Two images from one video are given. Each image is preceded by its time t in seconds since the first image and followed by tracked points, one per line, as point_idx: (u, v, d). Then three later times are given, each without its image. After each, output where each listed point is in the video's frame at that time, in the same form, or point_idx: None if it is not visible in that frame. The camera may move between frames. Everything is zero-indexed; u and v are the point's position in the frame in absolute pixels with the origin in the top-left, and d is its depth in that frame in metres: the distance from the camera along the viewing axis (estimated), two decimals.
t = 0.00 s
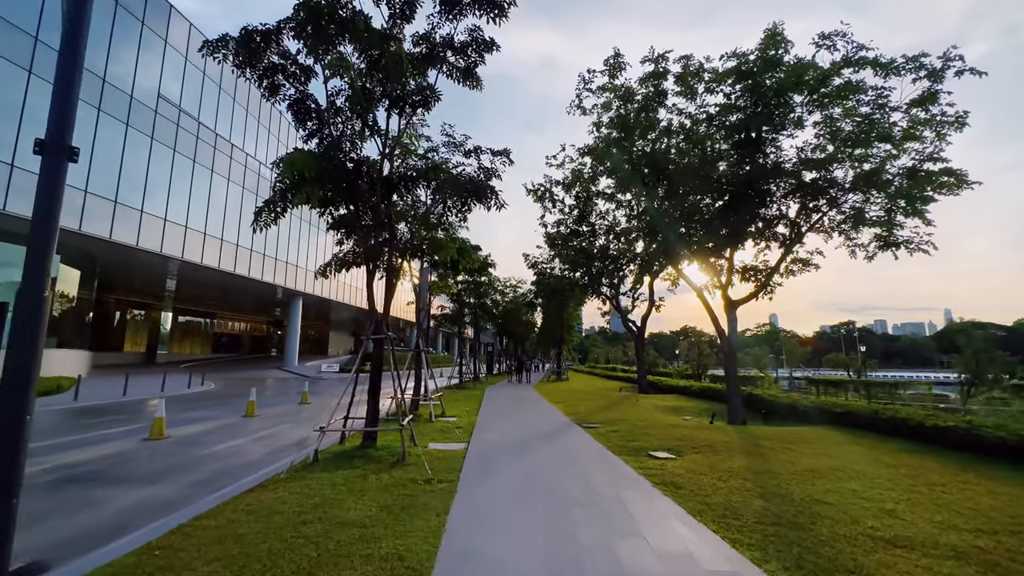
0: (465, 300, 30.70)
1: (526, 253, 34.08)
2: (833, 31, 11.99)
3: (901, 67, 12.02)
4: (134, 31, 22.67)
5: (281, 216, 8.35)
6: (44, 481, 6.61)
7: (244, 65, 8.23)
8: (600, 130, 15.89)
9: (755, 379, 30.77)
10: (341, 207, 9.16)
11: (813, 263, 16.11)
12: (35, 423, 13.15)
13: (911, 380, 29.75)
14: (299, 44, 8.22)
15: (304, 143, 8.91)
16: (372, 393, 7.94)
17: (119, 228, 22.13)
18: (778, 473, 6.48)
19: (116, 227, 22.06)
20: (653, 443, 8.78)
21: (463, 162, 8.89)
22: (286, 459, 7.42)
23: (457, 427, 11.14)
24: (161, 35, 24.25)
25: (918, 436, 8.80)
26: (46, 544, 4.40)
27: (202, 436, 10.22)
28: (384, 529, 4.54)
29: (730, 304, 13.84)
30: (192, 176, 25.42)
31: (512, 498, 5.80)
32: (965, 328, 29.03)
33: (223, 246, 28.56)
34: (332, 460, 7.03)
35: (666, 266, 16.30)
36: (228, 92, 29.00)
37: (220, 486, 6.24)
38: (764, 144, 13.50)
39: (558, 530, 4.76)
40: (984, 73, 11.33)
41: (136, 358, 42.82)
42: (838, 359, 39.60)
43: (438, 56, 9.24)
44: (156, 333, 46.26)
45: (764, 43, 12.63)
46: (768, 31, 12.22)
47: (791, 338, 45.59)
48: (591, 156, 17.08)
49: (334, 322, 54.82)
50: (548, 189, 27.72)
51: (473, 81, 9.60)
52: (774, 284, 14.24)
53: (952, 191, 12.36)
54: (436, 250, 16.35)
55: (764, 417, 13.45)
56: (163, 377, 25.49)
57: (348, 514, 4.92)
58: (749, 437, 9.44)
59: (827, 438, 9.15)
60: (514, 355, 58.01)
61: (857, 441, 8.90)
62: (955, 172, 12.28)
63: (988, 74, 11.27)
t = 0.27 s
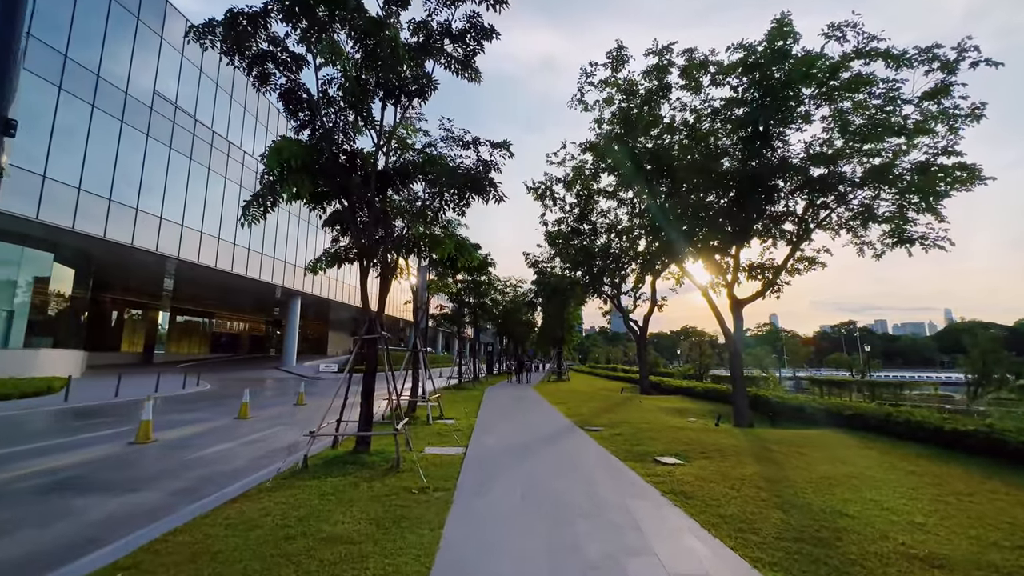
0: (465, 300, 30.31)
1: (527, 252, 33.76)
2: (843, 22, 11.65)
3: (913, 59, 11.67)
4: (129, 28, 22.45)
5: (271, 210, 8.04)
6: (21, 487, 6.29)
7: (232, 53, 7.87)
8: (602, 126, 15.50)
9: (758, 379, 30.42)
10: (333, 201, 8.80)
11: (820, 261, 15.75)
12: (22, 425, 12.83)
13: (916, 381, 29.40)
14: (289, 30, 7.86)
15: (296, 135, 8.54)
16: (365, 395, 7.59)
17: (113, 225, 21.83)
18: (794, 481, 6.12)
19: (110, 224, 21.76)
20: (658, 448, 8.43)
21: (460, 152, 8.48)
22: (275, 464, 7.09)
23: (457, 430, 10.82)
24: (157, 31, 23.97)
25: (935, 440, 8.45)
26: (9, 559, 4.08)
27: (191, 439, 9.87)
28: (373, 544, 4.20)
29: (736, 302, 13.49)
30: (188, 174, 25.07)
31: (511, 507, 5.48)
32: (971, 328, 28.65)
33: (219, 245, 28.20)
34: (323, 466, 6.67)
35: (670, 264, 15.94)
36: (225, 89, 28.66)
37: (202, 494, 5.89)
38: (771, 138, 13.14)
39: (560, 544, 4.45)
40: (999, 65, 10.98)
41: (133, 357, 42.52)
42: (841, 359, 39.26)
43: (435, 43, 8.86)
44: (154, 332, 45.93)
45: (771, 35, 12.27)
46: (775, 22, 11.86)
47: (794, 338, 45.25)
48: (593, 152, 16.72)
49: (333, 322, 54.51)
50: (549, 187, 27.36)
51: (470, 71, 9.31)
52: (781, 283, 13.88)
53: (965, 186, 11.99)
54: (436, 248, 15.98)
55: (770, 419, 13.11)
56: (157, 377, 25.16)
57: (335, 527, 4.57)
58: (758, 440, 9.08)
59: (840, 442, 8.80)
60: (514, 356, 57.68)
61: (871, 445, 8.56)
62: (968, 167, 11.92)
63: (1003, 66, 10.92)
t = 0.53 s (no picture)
0: (464, 299, 29.97)
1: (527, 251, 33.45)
2: (853, 11, 11.29)
3: (926, 49, 11.30)
4: (123, 22, 22.09)
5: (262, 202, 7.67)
6: None
7: (218, 37, 7.52)
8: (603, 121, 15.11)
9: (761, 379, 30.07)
10: (325, 194, 8.43)
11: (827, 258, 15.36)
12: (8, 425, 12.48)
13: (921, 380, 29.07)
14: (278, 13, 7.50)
15: (286, 124, 8.17)
16: (356, 396, 7.22)
17: (106, 223, 21.46)
18: (811, 488, 5.73)
19: (103, 222, 21.42)
20: (663, 451, 8.06)
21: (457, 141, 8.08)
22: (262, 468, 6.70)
23: (454, 432, 10.44)
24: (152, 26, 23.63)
25: (952, 444, 8.09)
26: None
27: (177, 442, 9.52)
28: (358, 561, 3.83)
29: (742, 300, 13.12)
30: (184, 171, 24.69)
31: (510, 516, 5.13)
32: (977, 327, 28.25)
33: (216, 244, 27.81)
34: (308, 473, 6.27)
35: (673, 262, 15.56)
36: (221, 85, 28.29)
37: (177, 505, 5.53)
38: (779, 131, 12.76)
39: (563, 557, 4.11)
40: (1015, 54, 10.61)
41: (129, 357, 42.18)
42: (844, 359, 38.90)
43: (430, 27, 8.38)
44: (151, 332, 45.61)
45: (778, 24, 11.91)
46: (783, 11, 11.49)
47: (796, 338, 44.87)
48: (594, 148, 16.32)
49: (332, 321, 54.19)
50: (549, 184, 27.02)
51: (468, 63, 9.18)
52: (788, 280, 13.49)
53: (980, 180, 11.60)
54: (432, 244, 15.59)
55: (776, 420, 12.76)
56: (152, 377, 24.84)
57: (317, 539, 4.22)
58: (765, 443, 8.73)
59: (851, 445, 8.45)
60: (514, 355, 57.38)
61: (886, 448, 8.19)
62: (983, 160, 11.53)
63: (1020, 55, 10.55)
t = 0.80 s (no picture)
0: (463, 298, 29.61)
1: (527, 249, 33.06)
2: None
3: (939, 39, 10.91)
4: (117, 17, 21.74)
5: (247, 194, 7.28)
6: None
7: (200, 21, 7.14)
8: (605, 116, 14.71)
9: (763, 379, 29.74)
10: (315, 186, 8.04)
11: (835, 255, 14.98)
12: None
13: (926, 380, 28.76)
14: None
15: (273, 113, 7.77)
16: (346, 397, 6.86)
17: (99, 221, 21.09)
18: (831, 498, 5.36)
19: (96, 220, 21.05)
20: (669, 456, 7.67)
21: (452, 131, 7.69)
22: (245, 476, 6.31)
23: (450, 435, 10.05)
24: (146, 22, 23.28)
25: (972, 449, 7.71)
26: None
27: (161, 446, 9.13)
28: None
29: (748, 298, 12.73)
30: (179, 169, 24.31)
31: (507, 528, 4.77)
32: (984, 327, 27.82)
33: (212, 242, 27.41)
34: (293, 481, 5.89)
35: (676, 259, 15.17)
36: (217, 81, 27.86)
37: (150, 517, 5.14)
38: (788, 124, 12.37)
39: None
40: None
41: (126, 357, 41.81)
42: (848, 359, 38.50)
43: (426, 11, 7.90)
44: (148, 332, 45.21)
45: (786, 14, 11.52)
46: None
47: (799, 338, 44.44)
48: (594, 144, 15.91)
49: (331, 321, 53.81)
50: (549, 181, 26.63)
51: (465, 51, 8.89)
52: (796, 278, 13.11)
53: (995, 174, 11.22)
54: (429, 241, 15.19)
55: (783, 422, 12.39)
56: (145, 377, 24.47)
57: (295, 558, 3.86)
58: (775, 448, 8.35)
59: (866, 450, 8.08)
60: (514, 355, 57.04)
61: (903, 453, 7.82)
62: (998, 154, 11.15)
63: None
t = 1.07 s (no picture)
0: (462, 298, 29.27)
1: (527, 248, 32.71)
2: None
3: (954, 26, 10.51)
4: (112, 12, 21.38)
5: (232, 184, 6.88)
6: None
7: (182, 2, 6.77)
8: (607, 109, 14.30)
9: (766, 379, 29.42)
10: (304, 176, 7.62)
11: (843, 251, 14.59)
12: None
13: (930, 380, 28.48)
14: None
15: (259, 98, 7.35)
16: (335, 397, 6.48)
17: (93, 219, 20.71)
18: (853, 507, 4.98)
19: (90, 218, 20.67)
20: (676, 460, 7.30)
21: (447, 117, 7.31)
22: (227, 481, 5.93)
23: (447, 437, 9.68)
24: (142, 17, 22.94)
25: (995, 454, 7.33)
26: None
27: (145, 449, 8.76)
28: None
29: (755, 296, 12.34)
30: (174, 166, 23.92)
31: (505, 541, 4.38)
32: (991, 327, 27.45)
33: (208, 241, 27.02)
34: (276, 489, 5.52)
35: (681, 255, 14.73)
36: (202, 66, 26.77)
37: (119, 528, 4.76)
38: (797, 116, 11.99)
39: None
40: None
41: (122, 356, 41.44)
42: (851, 359, 38.15)
43: None
44: (145, 331, 44.82)
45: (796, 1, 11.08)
46: None
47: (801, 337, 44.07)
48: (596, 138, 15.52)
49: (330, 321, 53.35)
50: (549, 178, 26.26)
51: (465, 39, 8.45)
52: (804, 275, 12.70)
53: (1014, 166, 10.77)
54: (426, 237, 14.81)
55: (791, 423, 12.04)
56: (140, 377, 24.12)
57: None
58: (786, 451, 7.99)
59: (881, 454, 7.72)
60: (514, 355, 56.83)
61: (921, 457, 7.45)
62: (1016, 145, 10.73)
63: None
